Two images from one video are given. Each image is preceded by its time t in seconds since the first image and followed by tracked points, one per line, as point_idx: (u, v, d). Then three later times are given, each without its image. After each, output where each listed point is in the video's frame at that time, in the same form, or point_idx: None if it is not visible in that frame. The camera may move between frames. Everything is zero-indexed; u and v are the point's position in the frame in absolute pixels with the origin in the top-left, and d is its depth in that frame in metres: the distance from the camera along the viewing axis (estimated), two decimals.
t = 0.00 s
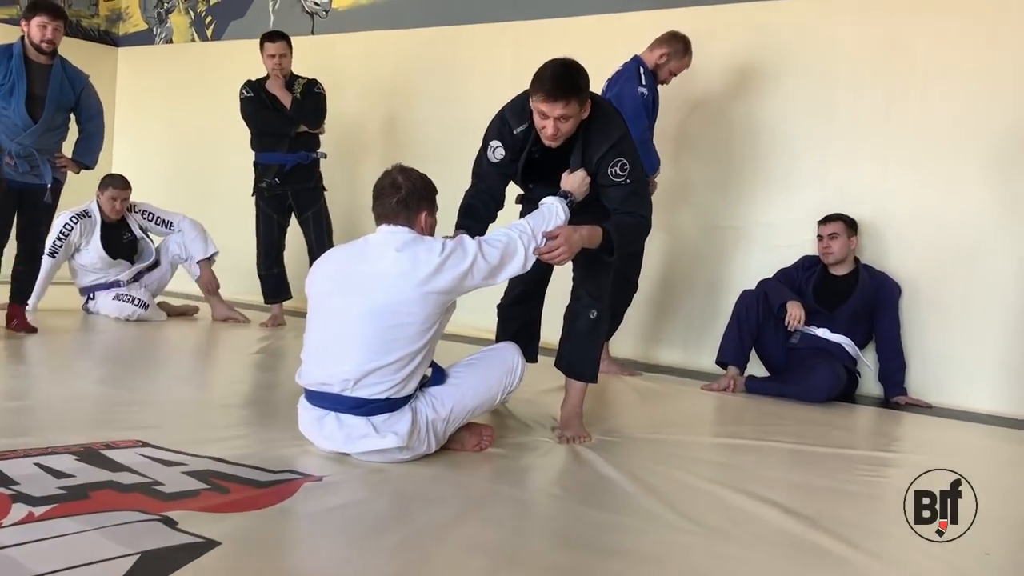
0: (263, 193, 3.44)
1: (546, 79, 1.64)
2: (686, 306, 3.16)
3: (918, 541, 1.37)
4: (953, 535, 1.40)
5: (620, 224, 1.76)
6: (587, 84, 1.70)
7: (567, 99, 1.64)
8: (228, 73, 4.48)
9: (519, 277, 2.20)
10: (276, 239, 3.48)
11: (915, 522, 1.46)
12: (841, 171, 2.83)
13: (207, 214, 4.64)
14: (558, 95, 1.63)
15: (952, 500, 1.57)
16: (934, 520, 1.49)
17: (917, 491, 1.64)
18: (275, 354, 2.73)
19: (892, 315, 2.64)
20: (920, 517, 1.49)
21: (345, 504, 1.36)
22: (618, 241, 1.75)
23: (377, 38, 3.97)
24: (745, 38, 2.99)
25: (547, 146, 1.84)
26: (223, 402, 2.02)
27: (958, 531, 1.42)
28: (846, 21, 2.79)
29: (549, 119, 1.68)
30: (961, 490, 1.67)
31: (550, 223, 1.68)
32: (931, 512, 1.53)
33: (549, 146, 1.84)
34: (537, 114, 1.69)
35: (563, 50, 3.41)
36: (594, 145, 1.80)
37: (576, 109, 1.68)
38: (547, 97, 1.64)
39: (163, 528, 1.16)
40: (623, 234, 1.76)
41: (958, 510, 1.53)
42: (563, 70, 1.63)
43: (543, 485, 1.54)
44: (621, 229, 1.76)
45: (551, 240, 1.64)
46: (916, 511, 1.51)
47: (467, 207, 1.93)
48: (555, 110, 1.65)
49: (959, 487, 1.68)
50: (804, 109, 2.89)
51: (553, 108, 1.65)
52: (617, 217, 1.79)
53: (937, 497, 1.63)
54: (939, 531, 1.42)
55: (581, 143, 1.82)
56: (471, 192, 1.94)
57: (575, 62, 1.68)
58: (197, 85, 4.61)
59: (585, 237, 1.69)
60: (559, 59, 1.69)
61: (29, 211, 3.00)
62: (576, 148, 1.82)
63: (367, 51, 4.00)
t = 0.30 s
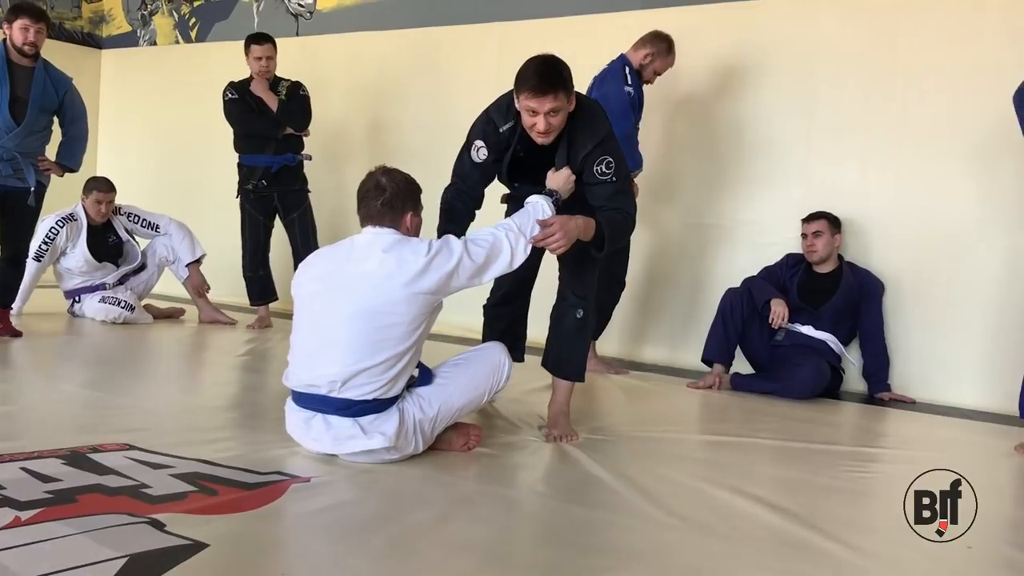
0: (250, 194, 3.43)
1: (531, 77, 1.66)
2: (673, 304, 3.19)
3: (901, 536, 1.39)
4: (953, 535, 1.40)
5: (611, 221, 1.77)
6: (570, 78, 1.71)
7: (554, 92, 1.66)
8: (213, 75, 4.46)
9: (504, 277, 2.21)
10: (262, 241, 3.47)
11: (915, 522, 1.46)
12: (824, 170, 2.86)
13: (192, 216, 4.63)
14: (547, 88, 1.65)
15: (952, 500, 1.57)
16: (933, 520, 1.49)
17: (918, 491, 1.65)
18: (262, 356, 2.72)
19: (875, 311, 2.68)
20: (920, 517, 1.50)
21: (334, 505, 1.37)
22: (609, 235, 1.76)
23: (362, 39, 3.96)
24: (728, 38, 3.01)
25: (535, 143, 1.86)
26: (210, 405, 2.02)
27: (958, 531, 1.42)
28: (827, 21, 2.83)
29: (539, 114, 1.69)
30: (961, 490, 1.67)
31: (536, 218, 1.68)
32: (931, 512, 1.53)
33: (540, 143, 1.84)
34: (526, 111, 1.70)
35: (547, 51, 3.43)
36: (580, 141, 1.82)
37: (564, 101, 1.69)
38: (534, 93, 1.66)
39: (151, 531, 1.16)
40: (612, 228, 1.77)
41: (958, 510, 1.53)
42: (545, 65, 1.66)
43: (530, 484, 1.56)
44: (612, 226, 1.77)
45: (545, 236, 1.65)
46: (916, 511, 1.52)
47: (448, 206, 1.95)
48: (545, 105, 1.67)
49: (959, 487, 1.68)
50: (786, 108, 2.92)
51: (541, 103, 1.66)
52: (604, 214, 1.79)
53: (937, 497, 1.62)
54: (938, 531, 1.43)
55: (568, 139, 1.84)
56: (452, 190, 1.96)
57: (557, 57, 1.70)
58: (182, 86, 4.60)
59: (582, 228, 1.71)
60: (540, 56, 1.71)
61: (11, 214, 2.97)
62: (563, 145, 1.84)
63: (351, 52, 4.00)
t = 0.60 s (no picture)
0: (236, 201, 3.42)
1: (511, 89, 1.67)
2: (660, 311, 3.20)
3: (886, 542, 1.40)
4: (952, 534, 1.45)
5: (602, 226, 1.78)
6: (551, 87, 1.72)
7: (535, 103, 1.67)
8: (201, 81, 4.45)
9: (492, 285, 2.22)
10: (250, 247, 3.47)
11: (915, 522, 1.52)
12: (810, 179, 2.89)
13: (179, 222, 4.61)
14: (527, 99, 1.66)
15: (951, 500, 1.62)
16: (934, 520, 1.53)
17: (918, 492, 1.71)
18: (249, 363, 2.72)
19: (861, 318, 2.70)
20: (921, 518, 1.55)
21: (324, 512, 1.37)
22: (599, 239, 1.76)
23: (351, 46, 3.97)
24: (715, 48, 3.04)
25: (519, 153, 1.87)
26: (198, 411, 2.02)
27: (958, 531, 1.47)
28: (812, 32, 2.86)
29: (523, 126, 1.70)
30: (961, 489, 1.72)
31: (522, 226, 1.70)
32: (931, 512, 1.58)
33: (522, 153, 1.86)
34: (510, 123, 1.71)
35: (536, 59, 3.45)
36: (565, 148, 1.83)
37: (546, 110, 1.71)
38: (516, 105, 1.66)
39: (140, 538, 1.16)
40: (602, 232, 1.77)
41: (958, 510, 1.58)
42: (525, 77, 1.67)
43: (519, 490, 1.56)
44: (603, 231, 1.77)
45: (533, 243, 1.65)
46: (917, 512, 1.57)
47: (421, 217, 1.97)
48: (527, 116, 1.68)
49: (959, 486, 1.73)
50: (772, 117, 2.95)
51: (524, 114, 1.68)
52: (594, 219, 1.80)
53: (937, 497, 1.68)
54: (939, 531, 1.47)
55: (552, 148, 1.84)
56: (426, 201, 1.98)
57: (536, 67, 1.71)
58: (170, 92, 4.59)
59: (568, 233, 1.71)
60: (520, 67, 1.72)
61: None
62: (548, 153, 1.85)
63: (340, 60, 4.01)
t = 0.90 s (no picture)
0: (230, 207, 3.41)
1: (502, 101, 1.66)
2: (653, 319, 3.21)
3: (880, 552, 1.40)
4: (954, 532, 1.52)
5: (587, 237, 1.78)
6: (541, 97, 1.72)
7: (524, 115, 1.67)
8: (196, 86, 4.45)
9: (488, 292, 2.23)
10: (243, 253, 3.46)
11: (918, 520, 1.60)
12: (803, 189, 2.91)
13: (172, 228, 4.59)
14: (516, 111, 1.66)
15: (951, 500, 1.70)
16: (935, 521, 1.60)
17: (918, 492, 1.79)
18: (241, 369, 2.70)
19: (853, 328, 2.71)
20: (922, 516, 1.63)
21: (317, 519, 1.36)
22: (586, 253, 1.77)
23: (347, 53, 3.97)
24: (710, 58, 3.06)
25: (512, 164, 1.88)
26: (190, 418, 2.00)
27: (958, 531, 1.53)
28: (807, 44, 2.88)
29: (513, 137, 1.71)
30: (961, 489, 1.81)
31: (517, 235, 1.71)
32: (932, 511, 1.66)
33: (513, 163, 1.87)
34: (500, 134, 1.72)
35: (531, 67, 3.46)
36: (557, 159, 1.83)
37: (536, 121, 1.71)
38: (505, 116, 1.67)
39: (133, 544, 1.15)
40: (588, 241, 1.77)
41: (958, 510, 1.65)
42: (516, 88, 1.66)
43: (512, 498, 1.56)
44: (589, 241, 1.77)
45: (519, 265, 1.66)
46: (919, 510, 1.66)
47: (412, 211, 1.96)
48: (516, 128, 1.68)
49: (959, 488, 1.82)
50: (766, 127, 2.97)
51: (512, 125, 1.68)
52: (583, 229, 1.80)
53: (937, 497, 1.76)
54: (939, 531, 1.53)
55: (545, 158, 1.85)
56: (416, 198, 1.97)
57: (526, 78, 1.70)
58: (164, 97, 4.58)
59: (554, 249, 1.71)
60: (511, 77, 1.71)
61: None
62: (540, 163, 1.86)
63: (335, 67, 4.01)
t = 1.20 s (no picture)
0: (229, 209, 3.41)
1: (505, 101, 1.67)
2: (652, 325, 3.21)
3: (878, 560, 1.40)
4: (955, 532, 1.57)
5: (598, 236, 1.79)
6: (546, 108, 1.73)
7: (521, 118, 1.67)
8: (196, 89, 4.45)
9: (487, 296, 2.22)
10: (242, 256, 3.46)
11: (918, 520, 1.65)
12: (801, 195, 2.92)
13: (171, 230, 4.58)
14: (515, 113, 1.67)
15: (951, 500, 1.76)
16: (935, 520, 1.66)
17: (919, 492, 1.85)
18: (239, 372, 2.70)
19: (851, 336, 2.72)
20: (923, 515, 1.69)
21: (314, 523, 1.35)
22: (594, 246, 1.78)
23: (347, 57, 3.98)
24: (711, 65, 3.07)
25: (509, 164, 1.87)
26: (188, 420, 2.00)
27: (958, 531, 1.58)
28: (807, 52, 2.89)
29: (505, 137, 1.71)
30: (961, 490, 1.88)
31: (517, 239, 1.71)
32: (932, 510, 1.72)
33: (508, 164, 1.87)
34: (495, 131, 1.72)
35: (531, 73, 3.47)
36: (557, 163, 1.84)
37: (530, 129, 1.70)
38: (505, 115, 1.67)
39: (131, 547, 1.14)
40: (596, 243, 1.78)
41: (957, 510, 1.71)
42: (520, 90, 1.66)
43: (510, 503, 1.56)
44: (598, 237, 1.79)
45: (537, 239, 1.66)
46: (920, 510, 1.71)
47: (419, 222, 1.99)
48: (511, 129, 1.69)
49: (960, 488, 1.89)
50: (765, 134, 2.98)
51: (508, 126, 1.68)
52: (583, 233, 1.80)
53: (937, 497, 1.82)
54: (939, 531, 1.58)
55: (545, 162, 1.85)
56: (423, 206, 1.99)
57: (535, 82, 1.71)
58: (163, 100, 4.58)
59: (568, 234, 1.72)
60: (519, 80, 1.72)
61: None
62: (540, 166, 1.86)
63: (336, 70, 4.01)
